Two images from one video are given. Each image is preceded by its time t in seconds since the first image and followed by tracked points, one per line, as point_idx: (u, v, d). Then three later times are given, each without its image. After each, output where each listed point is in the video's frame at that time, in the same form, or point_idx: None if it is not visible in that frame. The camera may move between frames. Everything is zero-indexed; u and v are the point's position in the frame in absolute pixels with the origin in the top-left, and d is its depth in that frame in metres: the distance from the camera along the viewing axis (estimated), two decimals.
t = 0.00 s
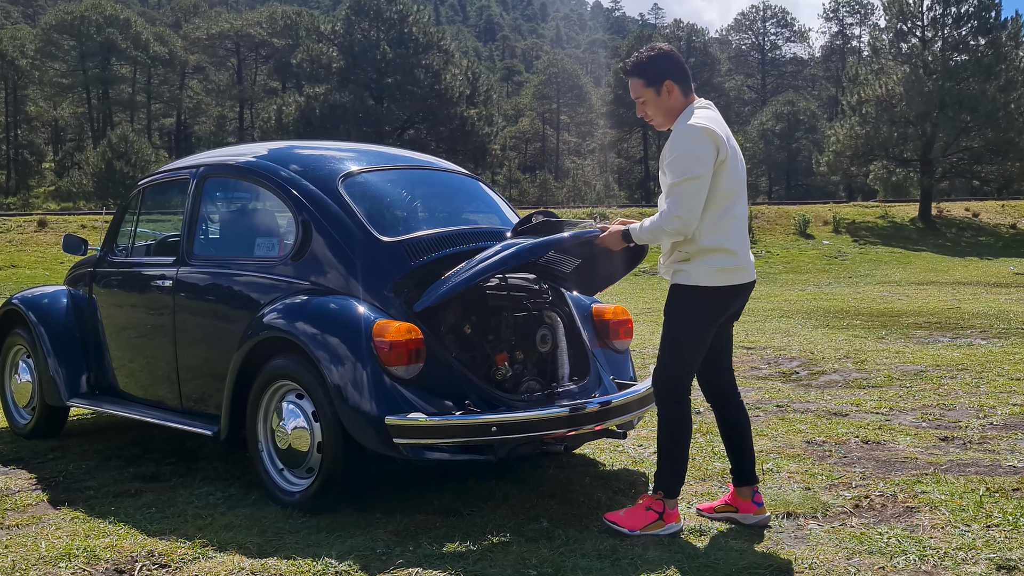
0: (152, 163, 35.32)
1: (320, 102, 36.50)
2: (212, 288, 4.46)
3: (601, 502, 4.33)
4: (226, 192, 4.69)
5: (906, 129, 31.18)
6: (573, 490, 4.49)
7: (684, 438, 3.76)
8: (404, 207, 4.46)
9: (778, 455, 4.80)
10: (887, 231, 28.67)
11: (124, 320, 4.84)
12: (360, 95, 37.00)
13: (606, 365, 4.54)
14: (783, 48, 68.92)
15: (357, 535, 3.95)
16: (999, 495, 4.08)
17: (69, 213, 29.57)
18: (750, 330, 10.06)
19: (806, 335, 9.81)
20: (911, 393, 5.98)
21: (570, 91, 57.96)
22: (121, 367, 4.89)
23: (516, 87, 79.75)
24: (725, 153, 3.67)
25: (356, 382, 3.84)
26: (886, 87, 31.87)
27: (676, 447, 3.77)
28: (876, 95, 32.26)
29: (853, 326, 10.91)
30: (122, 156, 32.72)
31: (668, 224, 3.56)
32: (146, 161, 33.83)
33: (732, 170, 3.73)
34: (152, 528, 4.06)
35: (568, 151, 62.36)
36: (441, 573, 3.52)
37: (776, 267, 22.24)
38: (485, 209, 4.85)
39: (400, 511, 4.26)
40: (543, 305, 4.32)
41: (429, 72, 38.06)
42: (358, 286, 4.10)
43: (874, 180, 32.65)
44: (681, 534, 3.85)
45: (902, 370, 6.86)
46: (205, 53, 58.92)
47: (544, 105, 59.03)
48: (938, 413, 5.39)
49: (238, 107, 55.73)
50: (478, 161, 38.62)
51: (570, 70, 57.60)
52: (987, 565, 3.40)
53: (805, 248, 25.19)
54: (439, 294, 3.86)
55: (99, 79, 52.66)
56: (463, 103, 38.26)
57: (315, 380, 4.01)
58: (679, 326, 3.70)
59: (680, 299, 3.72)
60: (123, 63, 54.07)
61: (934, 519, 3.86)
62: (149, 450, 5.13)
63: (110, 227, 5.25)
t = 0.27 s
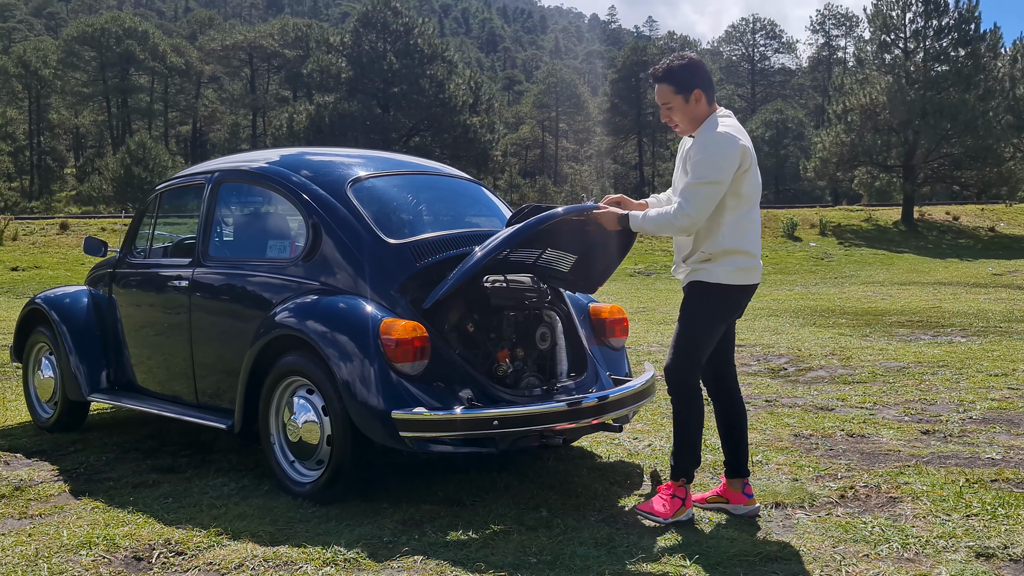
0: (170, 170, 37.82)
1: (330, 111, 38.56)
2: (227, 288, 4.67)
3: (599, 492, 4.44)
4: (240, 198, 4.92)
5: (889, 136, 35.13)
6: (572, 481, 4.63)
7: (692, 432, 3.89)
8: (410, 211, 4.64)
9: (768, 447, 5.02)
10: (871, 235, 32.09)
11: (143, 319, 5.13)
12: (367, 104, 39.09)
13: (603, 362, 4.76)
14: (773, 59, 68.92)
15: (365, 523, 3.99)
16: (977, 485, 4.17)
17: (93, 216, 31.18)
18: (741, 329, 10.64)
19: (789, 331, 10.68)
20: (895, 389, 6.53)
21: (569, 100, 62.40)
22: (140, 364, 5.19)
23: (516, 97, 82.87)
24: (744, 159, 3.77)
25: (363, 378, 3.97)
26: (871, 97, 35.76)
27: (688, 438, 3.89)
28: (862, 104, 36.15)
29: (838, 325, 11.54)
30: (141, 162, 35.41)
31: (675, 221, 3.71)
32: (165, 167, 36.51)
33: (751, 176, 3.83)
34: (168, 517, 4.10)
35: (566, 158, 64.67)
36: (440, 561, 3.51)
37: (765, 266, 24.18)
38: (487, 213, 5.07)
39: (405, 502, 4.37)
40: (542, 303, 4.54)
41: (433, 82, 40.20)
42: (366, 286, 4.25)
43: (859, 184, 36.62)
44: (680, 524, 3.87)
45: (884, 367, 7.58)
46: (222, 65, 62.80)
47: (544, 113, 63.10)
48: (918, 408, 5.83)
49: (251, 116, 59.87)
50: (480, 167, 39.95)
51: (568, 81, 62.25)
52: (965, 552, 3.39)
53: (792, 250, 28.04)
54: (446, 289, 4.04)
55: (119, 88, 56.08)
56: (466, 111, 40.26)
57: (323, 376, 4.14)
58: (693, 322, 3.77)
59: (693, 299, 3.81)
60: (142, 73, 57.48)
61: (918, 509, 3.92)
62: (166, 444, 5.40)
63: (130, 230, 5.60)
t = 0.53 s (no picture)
0: (176, 172, 38.08)
1: (333, 114, 38.85)
2: (231, 288, 4.75)
3: (598, 489, 4.49)
4: (245, 199, 5.00)
5: (883, 139, 35.41)
6: (571, 479, 4.69)
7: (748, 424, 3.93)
8: (412, 212, 4.71)
9: (764, 445, 5.10)
10: (866, 236, 32.28)
11: (149, 318, 5.23)
12: (370, 108, 39.49)
13: (602, 360, 4.84)
14: (768, 62, 68.54)
15: (368, 519, 4.05)
16: (970, 483, 4.24)
17: (100, 217, 31.65)
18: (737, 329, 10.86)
19: (785, 331, 10.99)
20: (889, 388, 6.58)
21: (568, 103, 62.65)
22: (147, 363, 5.29)
23: (517, 99, 83.52)
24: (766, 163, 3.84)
25: (366, 376, 4.03)
26: (865, 101, 35.97)
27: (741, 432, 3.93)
28: (855, 107, 36.27)
29: (834, 325, 11.67)
30: (147, 165, 35.63)
31: (721, 231, 3.67)
32: (171, 169, 36.75)
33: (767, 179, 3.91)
34: (176, 513, 4.17)
35: (566, 159, 65.37)
36: (441, 557, 3.58)
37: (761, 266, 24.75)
38: (488, 215, 5.14)
39: (407, 498, 4.42)
40: (542, 303, 4.62)
41: (435, 85, 40.26)
42: (369, 286, 4.30)
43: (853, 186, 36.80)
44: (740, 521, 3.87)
45: (879, 365, 7.72)
46: (228, 69, 63.39)
47: (544, 116, 63.36)
48: (912, 406, 5.93)
49: (255, 118, 60.47)
50: (481, 169, 39.93)
51: (567, 84, 62.47)
52: (958, 548, 3.46)
53: (790, 250, 28.27)
54: (447, 288, 4.08)
55: (126, 92, 56.61)
56: (467, 114, 40.33)
57: (327, 375, 4.18)
58: (714, 317, 3.83)
59: (719, 297, 3.82)
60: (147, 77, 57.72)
61: (910, 505, 3.97)
62: (172, 441, 5.50)
63: (137, 231, 5.73)
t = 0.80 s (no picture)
0: (176, 171, 38.08)
1: (333, 114, 38.78)
2: (232, 287, 4.75)
3: (598, 489, 4.49)
4: (245, 200, 5.01)
5: (883, 139, 35.40)
6: (571, 478, 4.69)
7: (808, 428, 3.71)
8: (412, 212, 4.71)
9: (764, 446, 5.11)
10: (866, 237, 32.22)
11: (149, 318, 5.24)
12: (370, 107, 39.40)
13: (601, 360, 4.85)
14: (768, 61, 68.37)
15: (368, 519, 4.05)
16: (969, 483, 4.24)
17: (101, 217, 31.72)
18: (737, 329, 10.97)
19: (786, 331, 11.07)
20: (889, 388, 6.58)
21: (568, 103, 62.81)
22: (147, 363, 5.29)
23: (516, 99, 83.75)
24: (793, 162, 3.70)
25: (366, 376, 4.02)
26: (865, 100, 35.98)
27: (798, 439, 3.71)
28: (855, 107, 36.27)
29: (834, 325, 11.70)
30: (147, 165, 35.65)
31: (781, 242, 3.51)
32: (171, 169, 36.75)
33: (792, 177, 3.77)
34: (176, 513, 4.16)
35: (566, 159, 65.55)
36: (441, 557, 3.59)
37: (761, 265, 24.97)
38: (487, 215, 5.14)
39: (407, 498, 4.41)
40: (542, 303, 4.62)
41: (435, 85, 40.41)
42: (369, 286, 4.30)
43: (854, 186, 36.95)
44: (803, 533, 3.67)
45: (879, 365, 7.73)
46: (228, 69, 63.41)
47: (544, 116, 63.45)
48: (912, 406, 5.93)
49: (255, 118, 60.47)
50: (481, 168, 39.97)
51: (567, 84, 62.53)
52: (958, 548, 3.46)
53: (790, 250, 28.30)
54: (447, 288, 4.08)
55: (125, 91, 56.66)
56: (467, 114, 40.34)
57: (327, 375, 4.17)
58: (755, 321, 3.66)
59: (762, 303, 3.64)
60: (147, 77, 57.77)
61: (910, 505, 3.98)
62: (172, 441, 5.50)
63: (137, 231, 5.73)
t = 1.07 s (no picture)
0: (176, 171, 38.10)
1: (333, 114, 38.73)
2: (231, 288, 4.75)
3: (598, 489, 4.48)
4: (245, 199, 5.00)
5: (883, 139, 35.35)
6: (570, 479, 4.68)
7: (822, 431, 3.71)
8: (412, 212, 4.71)
9: (764, 447, 5.12)
10: (865, 237, 32.41)
11: (149, 318, 5.23)
12: (370, 107, 39.37)
13: (602, 360, 4.84)
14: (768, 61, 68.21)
15: (368, 519, 4.04)
16: (970, 483, 4.24)
17: (101, 217, 31.75)
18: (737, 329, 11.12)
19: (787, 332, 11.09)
20: (889, 388, 6.57)
21: (568, 103, 62.80)
22: (147, 363, 5.29)
23: (516, 99, 83.89)
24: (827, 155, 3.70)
25: (366, 377, 4.02)
26: (865, 100, 35.79)
27: (813, 442, 3.71)
28: (855, 107, 36.17)
29: (834, 325, 11.72)
30: (147, 164, 35.68)
31: (831, 239, 3.48)
32: (171, 170, 36.77)
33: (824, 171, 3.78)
34: (176, 513, 4.16)
35: (565, 159, 65.55)
36: (441, 557, 3.58)
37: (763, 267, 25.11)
38: (488, 215, 5.14)
39: (407, 498, 4.41)
40: (542, 302, 4.61)
41: (435, 85, 40.47)
42: (369, 286, 4.30)
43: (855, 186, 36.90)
44: (807, 535, 3.65)
45: (879, 366, 7.73)
46: (228, 69, 63.45)
47: (544, 115, 63.42)
48: (913, 406, 5.93)
49: (255, 118, 60.56)
50: (481, 168, 39.90)
51: (567, 84, 62.58)
52: (958, 548, 3.46)
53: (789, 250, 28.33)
54: (447, 288, 4.08)
55: (125, 91, 56.65)
56: (467, 114, 40.34)
57: (327, 376, 4.16)
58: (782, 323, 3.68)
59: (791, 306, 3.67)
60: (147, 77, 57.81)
61: (910, 505, 3.98)
62: (172, 441, 5.50)
63: (137, 231, 5.74)
